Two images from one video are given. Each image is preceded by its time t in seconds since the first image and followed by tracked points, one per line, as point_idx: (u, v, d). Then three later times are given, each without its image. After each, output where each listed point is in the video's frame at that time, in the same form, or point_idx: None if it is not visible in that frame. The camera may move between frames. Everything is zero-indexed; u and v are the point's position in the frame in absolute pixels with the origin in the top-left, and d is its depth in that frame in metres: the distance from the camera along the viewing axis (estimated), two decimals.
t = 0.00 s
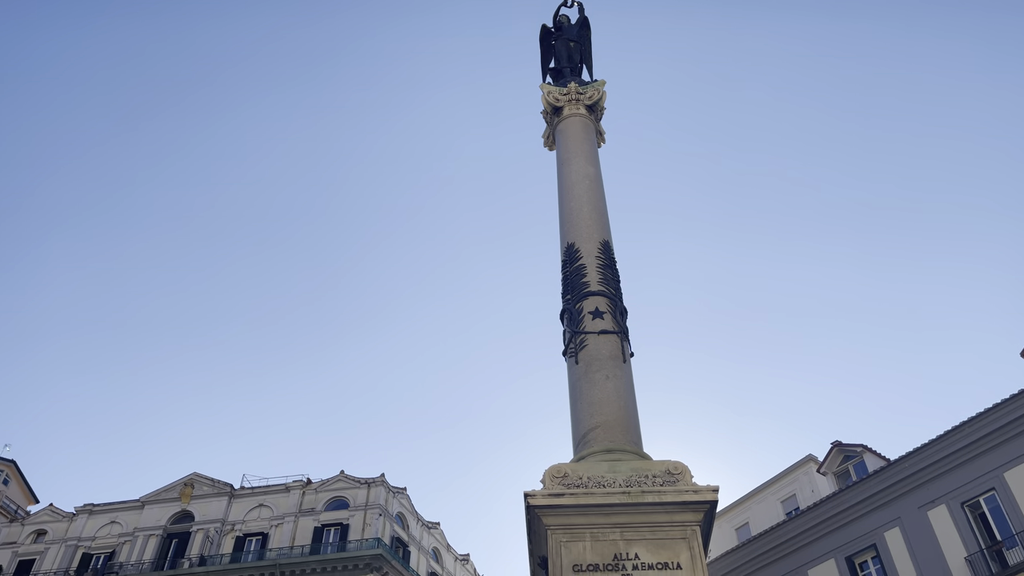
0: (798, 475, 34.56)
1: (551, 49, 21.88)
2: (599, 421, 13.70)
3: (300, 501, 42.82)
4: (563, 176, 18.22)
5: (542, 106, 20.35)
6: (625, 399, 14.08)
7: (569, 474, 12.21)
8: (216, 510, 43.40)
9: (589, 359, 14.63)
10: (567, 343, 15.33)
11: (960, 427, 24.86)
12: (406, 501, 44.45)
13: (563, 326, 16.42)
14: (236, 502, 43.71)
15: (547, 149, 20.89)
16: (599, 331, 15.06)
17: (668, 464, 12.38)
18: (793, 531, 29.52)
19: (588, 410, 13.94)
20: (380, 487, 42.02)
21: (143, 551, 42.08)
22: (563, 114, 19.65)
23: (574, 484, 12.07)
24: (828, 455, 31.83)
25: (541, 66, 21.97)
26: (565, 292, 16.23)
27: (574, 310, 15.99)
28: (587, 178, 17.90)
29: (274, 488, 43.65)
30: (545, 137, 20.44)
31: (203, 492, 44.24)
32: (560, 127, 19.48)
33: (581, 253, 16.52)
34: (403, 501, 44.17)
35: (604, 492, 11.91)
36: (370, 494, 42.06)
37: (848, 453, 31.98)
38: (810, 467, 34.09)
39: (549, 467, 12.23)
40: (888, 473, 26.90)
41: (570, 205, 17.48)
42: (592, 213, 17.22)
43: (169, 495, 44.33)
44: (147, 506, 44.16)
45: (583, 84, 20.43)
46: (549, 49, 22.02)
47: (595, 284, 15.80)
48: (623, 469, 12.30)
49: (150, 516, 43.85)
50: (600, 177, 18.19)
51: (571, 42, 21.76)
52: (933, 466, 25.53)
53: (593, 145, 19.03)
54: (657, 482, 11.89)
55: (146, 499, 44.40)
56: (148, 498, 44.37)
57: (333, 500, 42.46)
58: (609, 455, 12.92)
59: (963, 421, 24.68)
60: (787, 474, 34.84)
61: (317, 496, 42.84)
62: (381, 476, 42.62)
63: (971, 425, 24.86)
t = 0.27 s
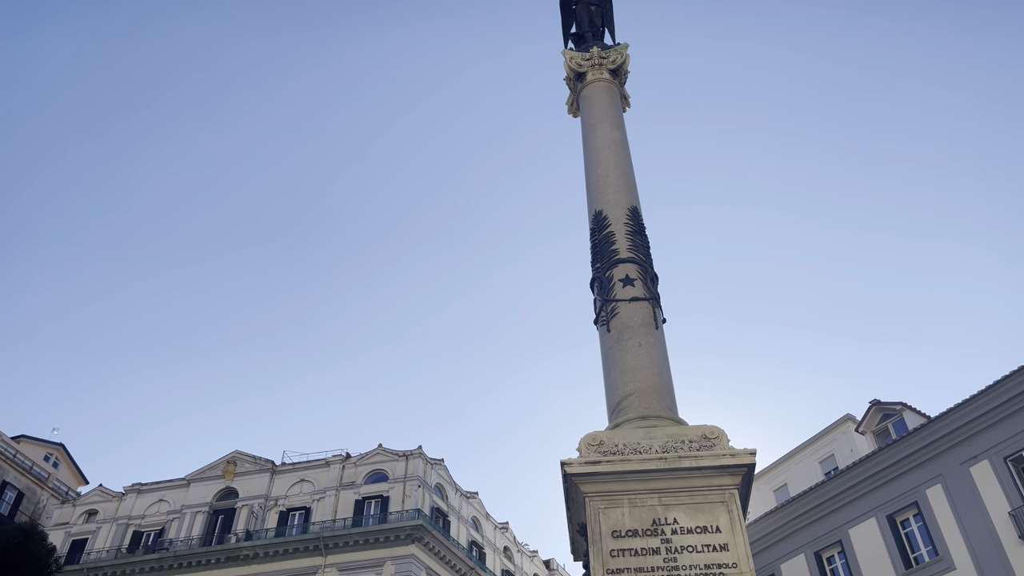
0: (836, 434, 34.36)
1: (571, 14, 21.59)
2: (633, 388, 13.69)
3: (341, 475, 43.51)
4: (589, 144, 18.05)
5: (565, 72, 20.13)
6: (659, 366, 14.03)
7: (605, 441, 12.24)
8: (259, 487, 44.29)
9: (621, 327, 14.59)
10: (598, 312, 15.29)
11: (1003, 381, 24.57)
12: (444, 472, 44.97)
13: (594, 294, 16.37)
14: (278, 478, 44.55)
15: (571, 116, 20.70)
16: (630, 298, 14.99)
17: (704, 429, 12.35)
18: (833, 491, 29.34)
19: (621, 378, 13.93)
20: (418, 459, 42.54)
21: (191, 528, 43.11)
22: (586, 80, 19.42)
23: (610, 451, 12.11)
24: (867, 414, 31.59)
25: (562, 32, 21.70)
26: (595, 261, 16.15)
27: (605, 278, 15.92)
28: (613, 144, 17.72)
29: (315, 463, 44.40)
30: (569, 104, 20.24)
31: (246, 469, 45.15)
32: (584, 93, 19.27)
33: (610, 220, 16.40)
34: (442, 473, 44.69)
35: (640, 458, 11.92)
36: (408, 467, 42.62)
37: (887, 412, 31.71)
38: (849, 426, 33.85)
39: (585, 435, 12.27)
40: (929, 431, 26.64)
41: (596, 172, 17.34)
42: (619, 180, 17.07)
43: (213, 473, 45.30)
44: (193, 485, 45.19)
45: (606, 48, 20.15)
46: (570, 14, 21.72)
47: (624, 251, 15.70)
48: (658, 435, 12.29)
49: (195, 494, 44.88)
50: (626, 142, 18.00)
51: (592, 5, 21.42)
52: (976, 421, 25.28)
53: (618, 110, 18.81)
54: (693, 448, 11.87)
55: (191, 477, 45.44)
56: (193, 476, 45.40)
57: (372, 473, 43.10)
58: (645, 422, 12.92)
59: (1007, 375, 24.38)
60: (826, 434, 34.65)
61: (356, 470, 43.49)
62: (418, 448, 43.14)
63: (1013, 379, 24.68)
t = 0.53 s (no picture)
0: (884, 390, 34.01)
1: None
2: (675, 352, 13.69)
3: (388, 447, 44.23)
4: (621, 107, 17.88)
5: (594, 36, 19.90)
6: (700, 329, 14.00)
7: (648, 406, 12.29)
8: (309, 461, 45.24)
9: (661, 292, 14.55)
10: (637, 277, 15.26)
11: None
12: (489, 441, 45.46)
13: (632, 260, 16.32)
14: (327, 452, 45.43)
15: (602, 80, 20.48)
16: (668, 262, 14.92)
17: (748, 390, 12.32)
18: (881, 447, 29.10)
19: (663, 342, 13.93)
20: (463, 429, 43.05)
21: (246, 503, 44.26)
22: (615, 43, 19.18)
23: (654, 416, 12.16)
24: (915, 368, 31.19)
25: None
26: (632, 226, 16.08)
27: (642, 242, 15.85)
28: (645, 106, 17.53)
29: (362, 436, 45.19)
30: (599, 68, 20.03)
31: (296, 445, 46.14)
32: (614, 56, 19.04)
33: (645, 184, 16.29)
34: (487, 442, 45.19)
35: (685, 422, 11.96)
36: (454, 437, 43.17)
37: (935, 365, 31.27)
38: (896, 381, 33.47)
39: (628, 401, 12.32)
40: (979, 383, 26.29)
41: (629, 136, 17.18)
42: (653, 143, 16.91)
43: (264, 449, 46.36)
44: (246, 461, 46.31)
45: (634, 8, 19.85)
46: None
47: (661, 215, 15.60)
48: (702, 398, 12.30)
49: (248, 470, 46.01)
50: (659, 104, 17.80)
51: None
52: None
53: (649, 71, 18.58)
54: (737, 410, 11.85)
55: (243, 454, 46.56)
56: (245, 453, 46.51)
57: (419, 444, 43.77)
58: (688, 385, 12.93)
59: None
60: (873, 390, 34.32)
61: (403, 441, 44.17)
62: (462, 419, 43.65)
63: None
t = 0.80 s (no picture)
0: (939, 342, 33.38)
1: None
2: (722, 314, 13.60)
3: (438, 419, 44.83)
4: (657, 68, 17.64)
5: None
6: (746, 291, 13.88)
7: (697, 370, 12.27)
8: (362, 435, 46.07)
9: (705, 254, 14.43)
10: (680, 241, 15.15)
11: None
12: (538, 409, 45.79)
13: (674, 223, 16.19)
14: (379, 425, 46.21)
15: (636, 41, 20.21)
16: (712, 224, 14.78)
17: (798, 350, 12.21)
18: (938, 401, 28.63)
19: (709, 305, 13.84)
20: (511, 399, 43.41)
21: (303, 477, 45.32)
22: (648, 2, 18.88)
23: (703, 380, 12.14)
24: (970, 319, 30.52)
25: None
26: (673, 188, 15.93)
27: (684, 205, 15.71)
28: (682, 66, 17.27)
29: (412, 409, 45.85)
30: (633, 29, 19.76)
31: (348, 420, 47.03)
32: (648, 16, 18.75)
33: (685, 145, 16.10)
34: (535, 410, 45.53)
35: (734, 384, 11.92)
36: (502, 406, 43.58)
37: (992, 316, 30.53)
38: (951, 333, 32.82)
39: (676, 366, 12.32)
40: None
41: (667, 97, 16.96)
42: (691, 102, 16.68)
43: (318, 425, 47.34)
44: (301, 437, 47.35)
45: None
46: None
47: (702, 177, 15.43)
48: (751, 359, 12.24)
49: (304, 445, 47.06)
50: (695, 63, 17.53)
51: None
52: None
53: (684, 29, 18.27)
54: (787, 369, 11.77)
55: (298, 430, 47.60)
56: (300, 429, 47.55)
57: (468, 415, 44.29)
58: (736, 347, 12.86)
59: None
60: (927, 343, 33.70)
61: (453, 412, 44.73)
62: (510, 388, 44.00)
63: None
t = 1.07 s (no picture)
0: (999, 294, 32.52)
1: None
2: (771, 276, 13.45)
3: (489, 390, 45.26)
4: (696, 27, 17.34)
5: None
6: (795, 251, 13.70)
7: (747, 334, 12.21)
8: (415, 408, 46.75)
9: (751, 216, 14.26)
10: (726, 203, 14.98)
11: None
12: (588, 377, 45.91)
13: (719, 185, 16.00)
14: (431, 399, 46.82)
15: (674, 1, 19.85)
16: (757, 184, 14.57)
17: (851, 309, 12.02)
18: (999, 354, 28.01)
19: (758, 267, 13.70)
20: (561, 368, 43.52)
21: (360, 452, 46.21)
22: None
23: (753, 343, 12.09)
24: None
25: None
26: (716, 150, 15.72)
27: (728, 166, 15.50)
28: (721, 24, 16.95)
29: (462, 382, 46.33)
30: None
31: (401, 394, 47.76)
32: None
33: (727, 105, 15.85)
34: (585, 378, 45.66)
35: (786, 346, 11.82)
36: (552, 376, 43.77)
37: None
38: (1012, 284, 31.95)
39: (726, 330, 12.28)
40: None
41: (707, 57, 16.69)
42: (732, 61, 16.39)
43: (371, 401, 48.16)
44: (356, 413, 48.25)
45: None
46: None
47: (746, 137, 15.20)
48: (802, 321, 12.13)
49: (359, 421, 47.96)
50: (735, 20, 17.18)
51: None
52: None
53: None
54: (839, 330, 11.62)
55: (353, 406, 48.49)
56: (354, 405, 48.44)
57: (519, 385, 44.62)
58: (787, 309, 12.72)
59: None
60: (987, 295, 32.85)
61: (503, 384, 45.11)
62: (558, 358, 44.14)
63: None
